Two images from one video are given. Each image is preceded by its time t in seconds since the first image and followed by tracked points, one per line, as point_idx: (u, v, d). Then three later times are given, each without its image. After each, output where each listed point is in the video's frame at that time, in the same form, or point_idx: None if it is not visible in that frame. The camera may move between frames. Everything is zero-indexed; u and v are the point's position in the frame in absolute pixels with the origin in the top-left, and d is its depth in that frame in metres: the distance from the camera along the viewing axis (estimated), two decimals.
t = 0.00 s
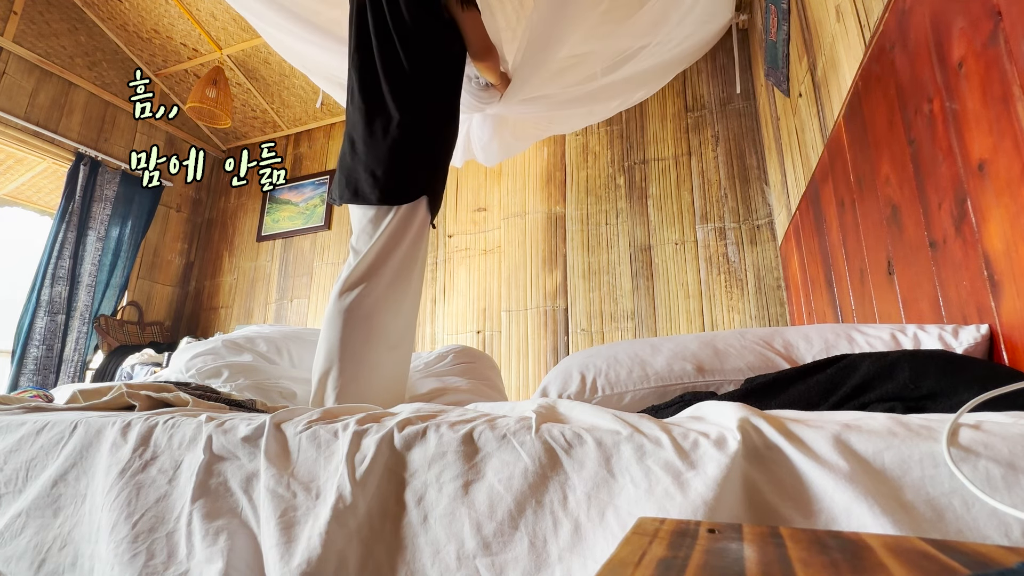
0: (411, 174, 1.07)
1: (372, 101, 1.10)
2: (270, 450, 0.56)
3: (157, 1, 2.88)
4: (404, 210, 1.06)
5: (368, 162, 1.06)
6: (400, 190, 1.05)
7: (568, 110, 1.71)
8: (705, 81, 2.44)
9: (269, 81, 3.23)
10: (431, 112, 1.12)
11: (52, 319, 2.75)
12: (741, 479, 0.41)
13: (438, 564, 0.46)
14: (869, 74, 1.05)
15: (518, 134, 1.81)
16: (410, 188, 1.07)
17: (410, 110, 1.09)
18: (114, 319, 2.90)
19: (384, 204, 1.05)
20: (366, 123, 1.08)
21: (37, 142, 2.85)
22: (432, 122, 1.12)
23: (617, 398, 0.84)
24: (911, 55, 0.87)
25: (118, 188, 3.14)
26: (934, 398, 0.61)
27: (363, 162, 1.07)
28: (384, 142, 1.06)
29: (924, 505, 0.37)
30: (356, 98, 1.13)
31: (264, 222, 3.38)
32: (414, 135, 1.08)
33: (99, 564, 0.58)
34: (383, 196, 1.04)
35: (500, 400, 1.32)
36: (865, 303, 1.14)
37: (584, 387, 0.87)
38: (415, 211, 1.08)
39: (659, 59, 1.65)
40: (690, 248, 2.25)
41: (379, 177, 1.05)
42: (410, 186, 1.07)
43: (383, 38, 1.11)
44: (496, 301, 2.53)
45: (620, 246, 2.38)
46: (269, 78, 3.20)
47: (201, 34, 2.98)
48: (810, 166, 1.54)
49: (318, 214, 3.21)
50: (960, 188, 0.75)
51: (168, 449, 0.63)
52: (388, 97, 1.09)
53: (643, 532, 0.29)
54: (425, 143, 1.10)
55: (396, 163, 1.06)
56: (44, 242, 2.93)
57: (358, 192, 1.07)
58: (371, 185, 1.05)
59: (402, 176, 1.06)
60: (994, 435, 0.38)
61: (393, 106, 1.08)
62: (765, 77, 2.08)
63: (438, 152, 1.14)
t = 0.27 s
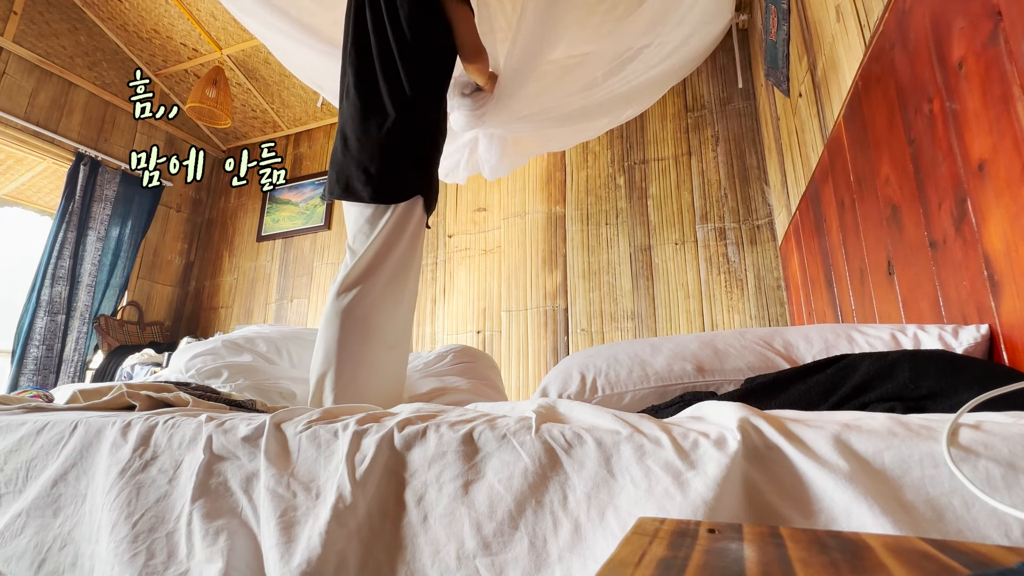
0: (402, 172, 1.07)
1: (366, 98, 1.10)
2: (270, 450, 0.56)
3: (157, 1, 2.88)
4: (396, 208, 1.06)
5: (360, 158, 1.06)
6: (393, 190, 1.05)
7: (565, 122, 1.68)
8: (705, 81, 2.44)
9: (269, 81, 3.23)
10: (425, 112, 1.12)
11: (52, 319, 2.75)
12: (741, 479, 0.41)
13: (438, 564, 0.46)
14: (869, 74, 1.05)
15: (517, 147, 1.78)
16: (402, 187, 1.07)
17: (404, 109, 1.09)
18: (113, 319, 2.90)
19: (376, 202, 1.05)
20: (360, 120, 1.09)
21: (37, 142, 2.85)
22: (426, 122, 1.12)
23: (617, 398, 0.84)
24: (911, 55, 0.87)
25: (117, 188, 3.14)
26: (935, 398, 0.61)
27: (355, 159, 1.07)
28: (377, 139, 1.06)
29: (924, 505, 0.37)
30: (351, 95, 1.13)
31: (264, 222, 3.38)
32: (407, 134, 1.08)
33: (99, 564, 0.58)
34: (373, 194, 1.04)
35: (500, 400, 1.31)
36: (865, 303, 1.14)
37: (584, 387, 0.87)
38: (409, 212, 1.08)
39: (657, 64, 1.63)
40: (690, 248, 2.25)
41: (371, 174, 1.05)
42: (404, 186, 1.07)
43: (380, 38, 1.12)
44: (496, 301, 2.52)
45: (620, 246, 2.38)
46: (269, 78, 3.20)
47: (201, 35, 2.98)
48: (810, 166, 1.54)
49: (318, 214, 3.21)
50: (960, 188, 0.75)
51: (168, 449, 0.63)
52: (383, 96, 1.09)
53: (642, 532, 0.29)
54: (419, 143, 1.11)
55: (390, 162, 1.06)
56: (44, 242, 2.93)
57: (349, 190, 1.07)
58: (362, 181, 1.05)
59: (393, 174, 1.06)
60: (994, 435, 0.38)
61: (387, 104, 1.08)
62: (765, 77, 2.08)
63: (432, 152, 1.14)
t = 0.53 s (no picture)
0: (402, 172, 1.07)
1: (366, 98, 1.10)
2: (271, 450, 0.56)
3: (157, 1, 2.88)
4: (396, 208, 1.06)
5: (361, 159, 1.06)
6: (393, 189, 1.05)
7: (561, 128, 1.69)
8: (705, 81, 2.44)
9: (269, 81, 3.23)
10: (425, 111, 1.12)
11: (52, 319, 2.76)
12: (742, 479, 0.41)
13: (438, 564, 0.46)
14: (869, 74, 1.05)
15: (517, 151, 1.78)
16: (401, 186, 1.07)
17: (404, 107, 1.09)
18: (113, 319, 2.90)
19: (375, 202, 1.05)
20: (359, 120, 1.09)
21: (37, 142, 2.85)
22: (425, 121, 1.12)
23: (617, 398, 0.84)
24: (911, 55, 0.87)
25: (118, 188, 3.14)
26: (935, 398, 0.61)
27: (355, 159, 1.07)
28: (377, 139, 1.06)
29: (924, 505, 0.37)
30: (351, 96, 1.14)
31: (264, 222, 3.38)
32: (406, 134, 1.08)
33: (100, 564, 0.58)
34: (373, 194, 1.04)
35: (500, 400, 1.31)
36: (865, 303, 1.14)
37: (584, 387, 0.87)
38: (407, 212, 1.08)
39: (652, 64, 1.60)
40: (690, 248, 2.25)
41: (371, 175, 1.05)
42: (403, 185, 1.07)
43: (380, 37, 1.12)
44: (496, 301, 2.52)
45: (620, 246, 2.38)
46: (269, 78, 3.20)
47: (201, 35, 2.98)
48: (810, 166, 1.54)
49: (318, 214, 3.21)
50: (960, 188, 0.75)
51: (168, 449, 0.63)
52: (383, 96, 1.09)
53: (643, 532, 0.29)
54: (418, 142, 1.11)
55: (390, 162, 1.06)
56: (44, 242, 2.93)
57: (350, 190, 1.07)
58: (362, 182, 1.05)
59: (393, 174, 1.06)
60: (993, 435, 0.38)
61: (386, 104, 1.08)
62: (765, 77, 2.08)
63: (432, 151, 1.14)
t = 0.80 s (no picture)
0: (403, 172, 1.07)
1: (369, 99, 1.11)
2: (270, 449, 0.56)
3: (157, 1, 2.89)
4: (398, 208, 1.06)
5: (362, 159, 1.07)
6: (394, 189, 1.05)
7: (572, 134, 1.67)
8: (705, 81, 2.44)
9: (269, 81, 3.23)
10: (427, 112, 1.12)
11: (52, 319, 2.76)
12: (741, 479, 0.41)
13: (438, 564, 0.46)
14: (869, 74, 1.05)
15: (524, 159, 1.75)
16: (402, 187, 1.07)
17: (406, 109, 1.10)
18: (113, 319, 2.90)
19: (377, 202, 1.05)
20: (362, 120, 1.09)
21: (37, 142, 2.85)
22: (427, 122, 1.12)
23: (617, 399, 0.84)
24: (911, 55, 0.87)
25: (118, 188, 3.14)
26: (935, 398, 0.61)
27: (357, 159, 1.07)
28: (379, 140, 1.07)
29: (924, 505, 0.37)
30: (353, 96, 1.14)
31: (264, 222, 3.38)
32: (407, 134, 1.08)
33: (100, 565, 0.58)
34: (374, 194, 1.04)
35: (500, 400, 1.31)
36: (865, 303, 1.14)
37: (584, 387, 0.87)
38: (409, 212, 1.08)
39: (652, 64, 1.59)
40: (690, 248, 2.25)
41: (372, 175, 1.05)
42: (404, 185, 1.07)
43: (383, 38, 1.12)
44: (496, 301, 2.52)
45: (620, 246, 2.38)
46: (269, 78, 3.21)
47: (201, 35, 2.98)
48: (810, 166, 1.54)
49: (318, 214, 3.21)
50: (960, 188, 0.75)
51: (168, 449, 0.63)
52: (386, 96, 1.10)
53: (643, 532, 0.29)
54: (419, 143, 1.11)
55: (391, 162, 1.06)
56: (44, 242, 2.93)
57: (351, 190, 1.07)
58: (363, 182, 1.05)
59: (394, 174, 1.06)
60: (993, 435, 0.38)
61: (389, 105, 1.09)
62: (765, 77, 2.08)
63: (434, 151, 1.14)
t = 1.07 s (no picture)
0: (382, 159, 1.05)
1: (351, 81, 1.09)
2: (271, 449, 0.56)
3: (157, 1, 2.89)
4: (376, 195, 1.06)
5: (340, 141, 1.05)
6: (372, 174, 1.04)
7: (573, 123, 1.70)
8: (705, 81, 2.44)
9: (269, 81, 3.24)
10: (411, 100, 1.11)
11: (52, 319, 2.76)
12: (741, 479, 0.41)
13: (438, 564, 0.46)
14: (869, 73, 1.05)
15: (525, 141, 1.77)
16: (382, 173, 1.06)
17: (388, 96, 1.08)
18: (114, 319, 2.90)
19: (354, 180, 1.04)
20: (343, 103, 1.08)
21: (37, 142, 2.85)
22: (411, 110, 1.11)
23: (617, 399, 0.84)
24: (911, 55, 0.87)
25: (118, 188, 3.14)
26: (935, 398, 0.61)
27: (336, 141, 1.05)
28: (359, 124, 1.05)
29: (924, 505, 0.37)
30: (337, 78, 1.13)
31: (264, 222, 3.38)
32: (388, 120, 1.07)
33: (100, 564, 0.58)
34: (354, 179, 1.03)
35: (499, 400, 1.31)
36: (865, 303, 1.14)
37: (584, 387, 0.87)
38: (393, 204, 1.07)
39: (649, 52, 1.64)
40: (690, 248, 2.25)
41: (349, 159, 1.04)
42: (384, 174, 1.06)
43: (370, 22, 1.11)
44: (496, 301, 2.52)
45: (620, 246, 2.38)
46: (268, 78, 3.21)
47: (201, 35, 2.99)
48: (810, 167, 1.54)
49: (318, 214, 3.21)
50: (960, 188, 0.75)
51: (168, 449, 0.63)
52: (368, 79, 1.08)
53: (643, 532, 0.29)
54: (403, 132, 1.09)
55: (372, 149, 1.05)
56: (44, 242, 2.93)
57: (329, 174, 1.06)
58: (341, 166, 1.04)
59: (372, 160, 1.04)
60: (993, 435, 0.38)
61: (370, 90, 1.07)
62: (765, 77, 2.08)
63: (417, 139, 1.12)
